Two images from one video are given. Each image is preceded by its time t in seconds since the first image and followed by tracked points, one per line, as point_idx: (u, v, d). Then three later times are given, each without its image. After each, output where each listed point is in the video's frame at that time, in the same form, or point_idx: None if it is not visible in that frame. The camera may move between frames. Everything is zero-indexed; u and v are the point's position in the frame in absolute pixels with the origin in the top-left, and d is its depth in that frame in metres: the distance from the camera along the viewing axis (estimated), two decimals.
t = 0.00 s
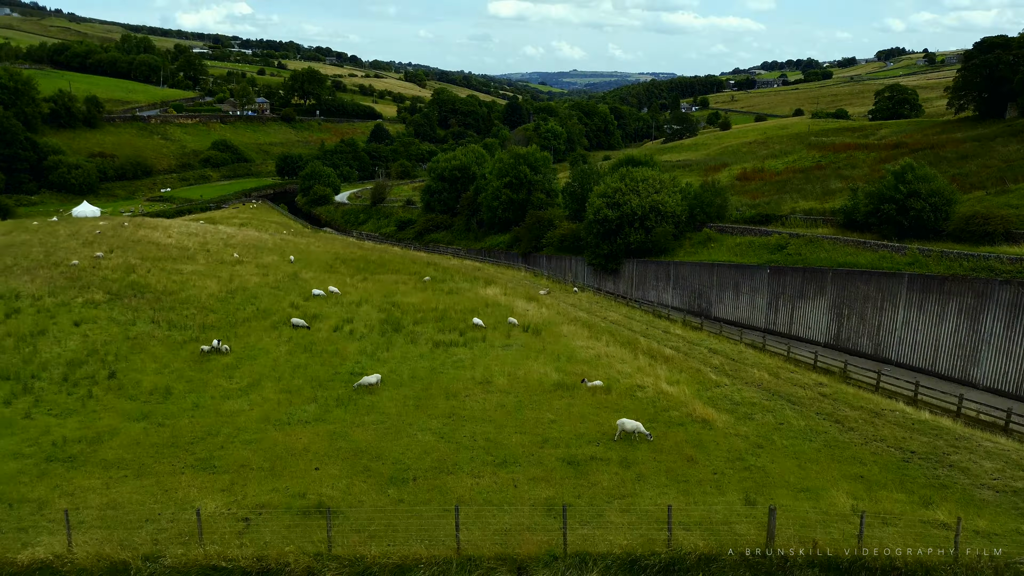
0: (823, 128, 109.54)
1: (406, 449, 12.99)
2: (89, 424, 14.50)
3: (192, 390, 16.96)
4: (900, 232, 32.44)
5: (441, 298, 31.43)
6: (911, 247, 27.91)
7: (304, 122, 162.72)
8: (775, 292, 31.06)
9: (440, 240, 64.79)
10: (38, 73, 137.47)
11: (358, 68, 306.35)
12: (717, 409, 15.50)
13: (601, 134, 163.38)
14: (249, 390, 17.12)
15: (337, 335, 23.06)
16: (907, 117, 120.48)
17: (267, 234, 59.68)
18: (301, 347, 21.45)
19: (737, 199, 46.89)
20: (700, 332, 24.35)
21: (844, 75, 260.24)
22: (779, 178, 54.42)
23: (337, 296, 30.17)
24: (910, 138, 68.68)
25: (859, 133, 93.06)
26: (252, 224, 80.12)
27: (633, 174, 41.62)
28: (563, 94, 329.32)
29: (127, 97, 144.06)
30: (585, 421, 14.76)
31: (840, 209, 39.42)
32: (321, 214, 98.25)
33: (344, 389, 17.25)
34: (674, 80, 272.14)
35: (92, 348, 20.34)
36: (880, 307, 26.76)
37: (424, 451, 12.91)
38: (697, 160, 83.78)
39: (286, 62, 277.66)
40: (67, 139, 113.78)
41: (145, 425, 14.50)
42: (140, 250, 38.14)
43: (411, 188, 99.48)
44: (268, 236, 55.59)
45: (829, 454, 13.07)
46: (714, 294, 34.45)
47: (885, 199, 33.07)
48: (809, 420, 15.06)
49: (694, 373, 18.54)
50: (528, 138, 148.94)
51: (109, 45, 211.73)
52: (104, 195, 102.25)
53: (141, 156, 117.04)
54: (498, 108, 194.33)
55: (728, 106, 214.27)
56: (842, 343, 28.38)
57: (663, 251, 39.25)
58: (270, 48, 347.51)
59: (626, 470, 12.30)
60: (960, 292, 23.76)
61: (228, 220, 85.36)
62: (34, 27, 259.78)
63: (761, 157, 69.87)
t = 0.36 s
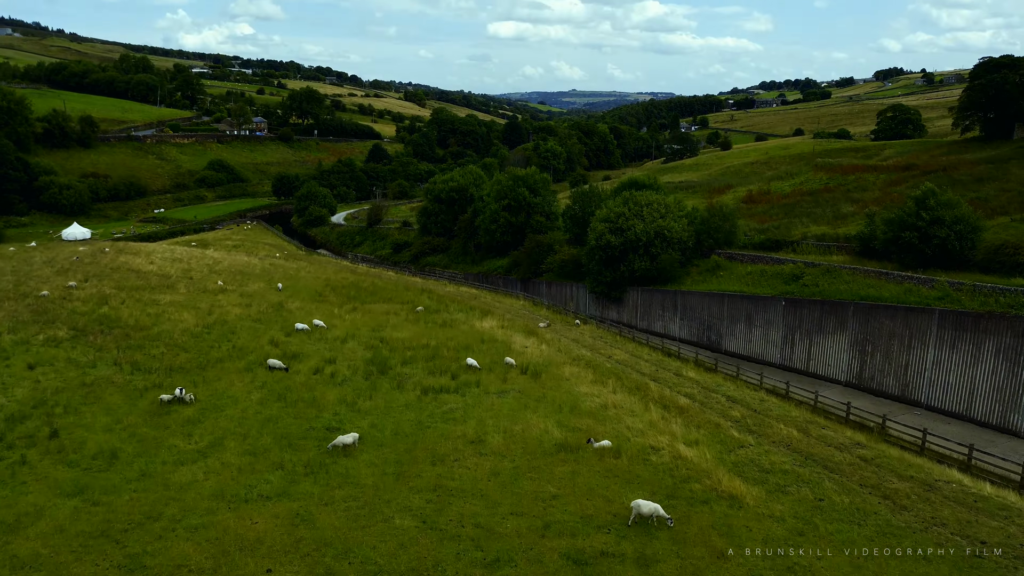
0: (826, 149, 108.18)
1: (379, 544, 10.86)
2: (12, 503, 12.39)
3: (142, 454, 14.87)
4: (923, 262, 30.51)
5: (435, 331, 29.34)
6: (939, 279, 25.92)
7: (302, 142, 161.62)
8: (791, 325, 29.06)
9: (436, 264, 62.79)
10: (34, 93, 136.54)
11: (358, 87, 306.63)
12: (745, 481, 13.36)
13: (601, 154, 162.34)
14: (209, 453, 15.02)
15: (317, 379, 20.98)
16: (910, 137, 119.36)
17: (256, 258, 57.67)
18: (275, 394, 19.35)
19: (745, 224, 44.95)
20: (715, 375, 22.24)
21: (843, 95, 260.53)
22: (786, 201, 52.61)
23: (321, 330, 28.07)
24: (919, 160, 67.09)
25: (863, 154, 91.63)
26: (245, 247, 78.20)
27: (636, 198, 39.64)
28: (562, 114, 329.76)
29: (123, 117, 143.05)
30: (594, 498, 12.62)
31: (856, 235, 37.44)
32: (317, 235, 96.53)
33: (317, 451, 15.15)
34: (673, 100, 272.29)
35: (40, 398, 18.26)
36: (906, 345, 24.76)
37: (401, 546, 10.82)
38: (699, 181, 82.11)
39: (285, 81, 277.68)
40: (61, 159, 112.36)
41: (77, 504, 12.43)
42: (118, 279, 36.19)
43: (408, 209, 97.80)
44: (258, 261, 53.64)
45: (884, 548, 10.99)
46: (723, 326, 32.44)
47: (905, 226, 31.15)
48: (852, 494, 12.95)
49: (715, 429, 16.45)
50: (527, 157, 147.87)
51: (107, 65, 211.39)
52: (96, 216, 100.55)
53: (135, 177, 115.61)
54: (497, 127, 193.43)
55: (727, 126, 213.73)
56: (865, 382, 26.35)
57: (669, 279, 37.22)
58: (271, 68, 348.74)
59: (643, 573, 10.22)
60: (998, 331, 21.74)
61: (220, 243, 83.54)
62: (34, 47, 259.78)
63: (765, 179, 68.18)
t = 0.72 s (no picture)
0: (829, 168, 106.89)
1: None
2: None
3: (81, 526, 12.94)
4: (947, 290, 28.66)
5: (427, 363, 27.40)
6: (969, 311, 24.12)
7: (300, 159, 160.40)
8: (808, 358, 27.20)
9: (433, 285, 60.80)
10: (29, 111, 135.52)
11: (357, 104, 306.45)
12: (780, 564, 11.41)
13: (600, 171, 161.16)
14: (160, 524, 13.11)
15: (295, 425, 19.05)
16: (913, 155, 118.26)
17: (246, 280, 55.86)
18: (244, 446, 17.39)
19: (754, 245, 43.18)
20: (733, 420, 20.27)
21: (842, 113, 260.67)
22: (794, 222, 50.87)
23: (304, 365, 26.08)
24: (927, 179, 65.62)
25: (868, 173, 90.30)
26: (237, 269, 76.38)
27: (641, 219, 37.82)
28: (561, 131, 329.86)
29: (119, 135, 141.88)
30: None
31: (872, 259, 35.66)
32: (312, 254, 94.66)
33: (283, 521, 13.22)
34: (672, 117, 272.19)
35: None
36: (936, 383, 22.87)
37: None
38: (701, 201, 80.62)
39: (284, 99, 277.40)
40: (54, 177, 110.89)
41: None
42: (94, 306, 34.28)
43: (405, 228, 96.04)
44: (248, 283, 51.87)
45: None
46: (734, 357, 30.56)
47: (927, 251, 29.33)
48: None
49: (737, 491, 14.53)
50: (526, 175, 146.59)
51: (105, 82, 210.80)
52: (88, 235, 98.86)
53: (129, 195, 114.09)
54: (497, 144, 192.39)
55: (727, 144, 213.05)
56: (889, 422, 24.48)
57: (676, 305, 35.28)
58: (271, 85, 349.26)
59: None
60: None
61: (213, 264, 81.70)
62: (34, 65, 259.57)
63: (770, 199, 66.60)
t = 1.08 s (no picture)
0: (833, 187, 105.35)
1: None
2: None
3: None
4: (980, 322, 26.59)
5: (417, 402, 25.22)
6: (1009, 347, 22.11)
7: (297, 177, 158.87)
8: (830, 396, 25.09)
9: (428, 307, 58.62)
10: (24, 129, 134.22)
11: (357, 122, 306.13)
12: None
13: (600, 189, 159.72)
14: None
15: (263, 484, 16.87)
16: (917, 173, 116.89)
17: (233, 303, 53.86)
18: (200, 510, 15.24)
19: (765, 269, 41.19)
20: (757, 475, 18.11)
21: (842, 130, 260.30)
22: (804, 245, 48.93)
23: (280, 405, 23.92)
24: (937, 199, 63.89)
25: (873, 193, 88.76)
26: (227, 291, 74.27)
27: (647, 242, 35.82)
28: (561, 149, 329.44)
29: (114, 153, 140.50)
30: None
31: (893, 286, 33.63)
32: (306, 274, 92.51)
33: None
34: (672, 135, 271.59)
35: None
36: (976, 427, 20.70)
37: None
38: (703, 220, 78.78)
39: (283, 116, 276.90)
40: (45, 196, 109.19)
41: None
42: (63, 335, 32.15)
43: (402, 247, 94.00)
44: (235, 307, 49.83)
45: None
46: (748, 393, 28.45)
47: (955, 280, 27.30)
48: None
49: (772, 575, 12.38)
50: (525, 192, 145.05)
51: (103, 100, 210.01)
52: (79, 255, 96.98)
53: (122, 213, 112.24)
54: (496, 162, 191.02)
55: (727, 161, 211.99)
56: (922, 468, 22.32)
57: (684, 335, 33.12)
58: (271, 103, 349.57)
59: None
60: None
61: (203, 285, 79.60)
62: (33, 83, 259.32)
63: (775, 219, 64.81)
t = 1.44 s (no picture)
0: (837, 199, 103.65)
1: None
2: None
3: None
4: (1017, 350, 24.53)
5: (406, 437, 23.11)
6: None
7: (294, 188, 157.17)
8: (858, 431, 22.96)
9: (423, 324, 56.40)
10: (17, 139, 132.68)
11: (356, 132, 305.15)
12: None
13: (601, 200, 158.00)
14: None
15: (224, 545, 14.77)
16: (922, 184, 115.20)
17: (219, 320, 51.73)
18: None
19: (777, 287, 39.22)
20: (787, 533, 15.98)
21: (842, 142, 259.25)
22: (815, 260, 47.00)
23: (255, 442, 21.80)
24: (949, 213, 62.04)
25: (880, 206, 86.98)
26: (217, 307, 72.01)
27: (653, 259, 33.83)
28: (560, 160, 328.46)
29: (108, 164, 138.84)
30: None
31: (916, 307, 31.60)
32: (301, 287, 90.48)
33: None
34: (672, 145, 270.60)
35: None
36: None
37: None
38: (707, 234, 76.89)
39: (282, 127, 275.75)
40: (37, 207, 107.40)
41: None
42: (29, 360, 30.06)
43: (398, 260, 92.02)
44: (220, 324, 47.74)
45: None
46: (764, 425, 26.33)
47: (989, 303, 25.26)
48: None
49: None
50: (524, 203, 143.33)
51: (99, 111, 208.66)
52: (68, 267, 94.99)
53: (114, 225, 110.39)
54: (495, 173, 189.41)
55: (728, 172, 210.57)
56: (963, 513, 20.19)
57: (694, 359, 31.04)
58: (270, 113, 348.59)
59: None
60: None
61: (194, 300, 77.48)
62: (30, 93, 258.21)
63: (782, 232, 62.88)
